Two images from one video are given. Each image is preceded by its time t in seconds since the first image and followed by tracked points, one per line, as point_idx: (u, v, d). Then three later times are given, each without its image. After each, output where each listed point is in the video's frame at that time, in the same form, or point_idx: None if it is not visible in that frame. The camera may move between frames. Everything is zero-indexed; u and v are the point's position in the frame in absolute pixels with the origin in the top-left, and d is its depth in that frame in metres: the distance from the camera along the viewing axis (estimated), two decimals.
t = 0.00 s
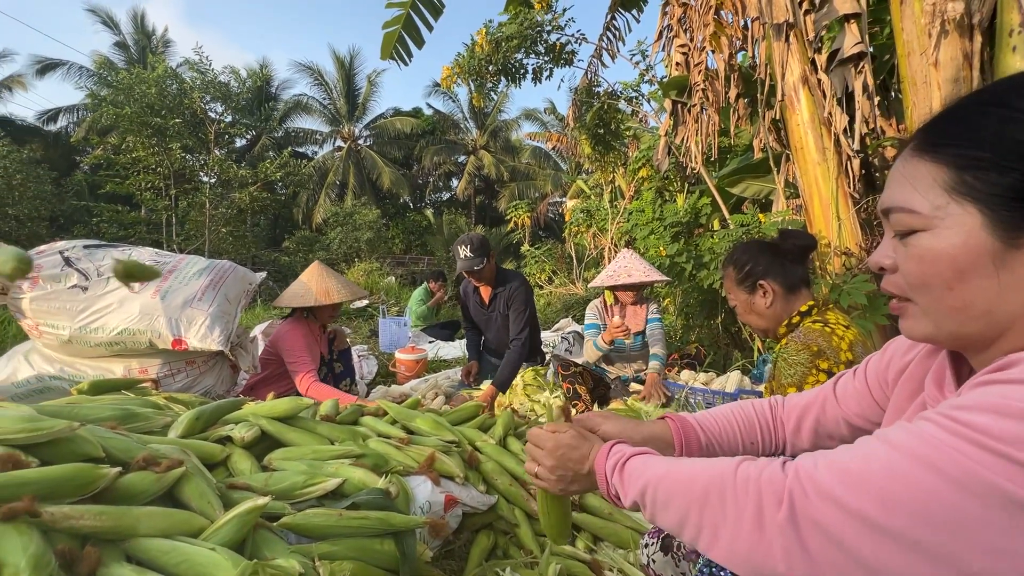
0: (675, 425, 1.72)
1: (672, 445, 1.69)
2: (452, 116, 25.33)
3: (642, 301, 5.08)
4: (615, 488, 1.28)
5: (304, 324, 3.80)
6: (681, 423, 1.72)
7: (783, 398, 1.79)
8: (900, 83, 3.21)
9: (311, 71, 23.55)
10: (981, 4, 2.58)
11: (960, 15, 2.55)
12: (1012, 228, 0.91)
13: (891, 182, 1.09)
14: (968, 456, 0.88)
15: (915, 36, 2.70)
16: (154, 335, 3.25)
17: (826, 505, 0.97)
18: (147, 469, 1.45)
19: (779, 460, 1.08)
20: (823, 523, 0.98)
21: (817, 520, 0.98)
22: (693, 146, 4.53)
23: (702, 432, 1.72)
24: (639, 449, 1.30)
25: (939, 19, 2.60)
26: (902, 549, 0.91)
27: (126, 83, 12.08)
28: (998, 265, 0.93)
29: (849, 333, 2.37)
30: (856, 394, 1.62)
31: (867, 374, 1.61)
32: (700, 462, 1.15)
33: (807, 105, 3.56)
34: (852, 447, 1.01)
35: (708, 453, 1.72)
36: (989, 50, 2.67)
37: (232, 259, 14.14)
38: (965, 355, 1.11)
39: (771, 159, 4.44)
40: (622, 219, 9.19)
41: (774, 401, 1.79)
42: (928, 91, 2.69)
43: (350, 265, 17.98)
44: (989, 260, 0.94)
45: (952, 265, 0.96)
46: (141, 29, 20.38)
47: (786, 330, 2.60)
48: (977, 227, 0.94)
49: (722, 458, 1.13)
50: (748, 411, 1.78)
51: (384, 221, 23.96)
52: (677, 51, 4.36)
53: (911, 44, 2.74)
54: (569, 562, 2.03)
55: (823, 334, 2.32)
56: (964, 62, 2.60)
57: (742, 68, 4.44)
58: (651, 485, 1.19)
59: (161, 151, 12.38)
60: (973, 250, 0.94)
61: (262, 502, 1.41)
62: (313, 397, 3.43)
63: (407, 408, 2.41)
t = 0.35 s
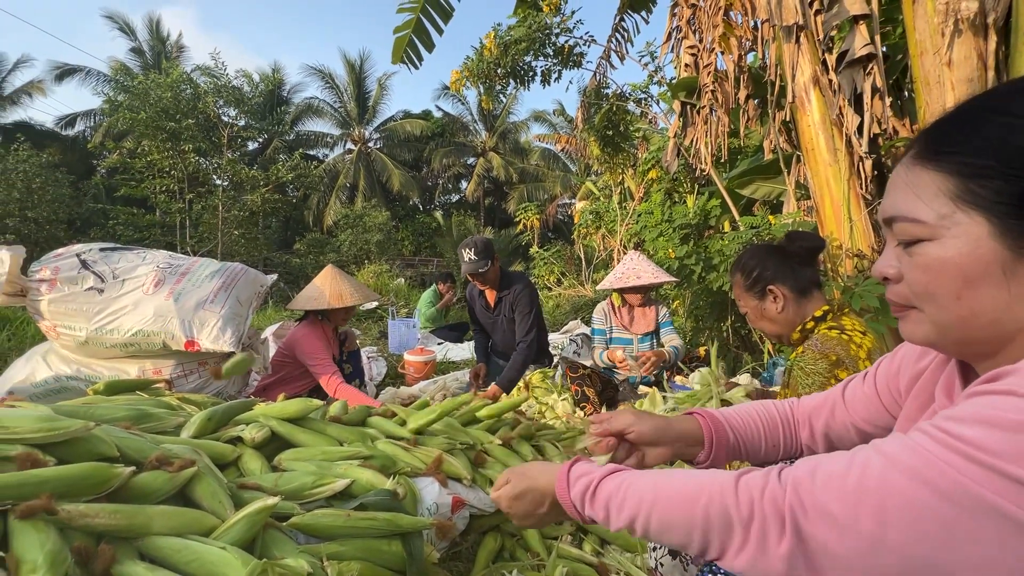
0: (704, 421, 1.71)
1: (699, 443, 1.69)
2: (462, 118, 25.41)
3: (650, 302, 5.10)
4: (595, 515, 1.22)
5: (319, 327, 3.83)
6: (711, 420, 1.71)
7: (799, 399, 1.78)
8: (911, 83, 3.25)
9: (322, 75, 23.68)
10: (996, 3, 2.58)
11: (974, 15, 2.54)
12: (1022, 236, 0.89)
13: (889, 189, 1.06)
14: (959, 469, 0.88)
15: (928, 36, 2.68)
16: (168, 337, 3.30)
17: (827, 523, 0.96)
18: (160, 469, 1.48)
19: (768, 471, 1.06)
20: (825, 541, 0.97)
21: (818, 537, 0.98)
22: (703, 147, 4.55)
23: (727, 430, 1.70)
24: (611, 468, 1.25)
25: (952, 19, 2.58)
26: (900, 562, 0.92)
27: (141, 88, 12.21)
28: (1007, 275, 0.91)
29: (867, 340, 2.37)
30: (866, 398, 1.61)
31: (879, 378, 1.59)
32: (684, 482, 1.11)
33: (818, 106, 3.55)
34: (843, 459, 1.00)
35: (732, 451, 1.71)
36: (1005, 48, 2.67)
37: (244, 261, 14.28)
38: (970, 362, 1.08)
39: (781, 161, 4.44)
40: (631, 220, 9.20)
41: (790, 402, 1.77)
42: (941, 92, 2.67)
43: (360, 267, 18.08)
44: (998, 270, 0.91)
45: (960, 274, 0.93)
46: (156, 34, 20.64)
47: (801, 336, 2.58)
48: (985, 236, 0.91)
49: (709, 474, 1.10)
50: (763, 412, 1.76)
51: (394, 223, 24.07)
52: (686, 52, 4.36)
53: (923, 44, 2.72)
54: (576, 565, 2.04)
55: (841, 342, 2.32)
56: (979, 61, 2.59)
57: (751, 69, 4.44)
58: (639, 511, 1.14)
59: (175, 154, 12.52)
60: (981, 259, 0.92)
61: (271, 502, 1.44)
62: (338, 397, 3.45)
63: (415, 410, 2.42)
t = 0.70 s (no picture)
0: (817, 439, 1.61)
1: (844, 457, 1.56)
2: (471, 120, 25.48)
3: (660, 306, 5.02)
4: None
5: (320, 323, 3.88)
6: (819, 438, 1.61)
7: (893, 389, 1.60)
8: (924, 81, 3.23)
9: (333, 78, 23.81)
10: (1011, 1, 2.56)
11: (988, 13, 2.52)
12: (1000, 253, 0.89)
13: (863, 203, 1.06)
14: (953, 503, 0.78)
15: (940, 35, 2.67)
16: (180, 338, 3.34)
17: None
18: (173, 469, 1.51)
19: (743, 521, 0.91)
20: None
21: None
22: (712, 149, 4.54)
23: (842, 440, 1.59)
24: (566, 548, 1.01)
25: (966, 17, 2.56)
26: None
27: (155, 93, 12.33)
28: (986, 290, 0.91)
29: (862, 349, 2.31)
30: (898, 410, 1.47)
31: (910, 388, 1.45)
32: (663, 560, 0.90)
33: (829, 106, 3.56)
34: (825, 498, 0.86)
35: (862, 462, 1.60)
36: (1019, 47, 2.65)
37: (257, 262, 14.40)
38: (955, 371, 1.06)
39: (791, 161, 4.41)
40: (640, 222, 9.18)
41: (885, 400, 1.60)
42: (954, 90, 2.66)
43: (371, 268, 18.17)
44: (976, 285, 0.91)
45: (940, 289, 0.93)
46: (171, 39, 20.88)
47: (797, 343, 2.57)
48: (964, 252, 0.91)
49: (686, 538, 0.91)
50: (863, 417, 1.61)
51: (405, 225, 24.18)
52: (695, 53, 4.36)
53: (936, 43, 2.70)
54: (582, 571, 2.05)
55: (830, 353, 2.29)
56: (993, 59, 2.57)
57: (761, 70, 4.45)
58: None
59: (189, 157, 12.66)
60: (959, 274, 0.91)
61: (281, 502, 1.46)
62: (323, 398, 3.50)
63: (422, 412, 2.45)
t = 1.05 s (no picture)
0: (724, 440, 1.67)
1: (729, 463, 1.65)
2: (479, 120, 25.54)
3: (669, 306, 5.01)
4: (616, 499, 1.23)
5: (318, 319, 3.94)
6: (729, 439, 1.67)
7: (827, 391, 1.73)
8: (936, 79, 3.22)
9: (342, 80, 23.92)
10: None
11: (1001, 11, 2.44)
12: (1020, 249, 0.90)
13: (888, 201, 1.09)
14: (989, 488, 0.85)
15: (953, 32, 2.62)
16: (193, 337, 3.38)
17: (846, 544, 0.94)
18: (186, 465, 1.55)
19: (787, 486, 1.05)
20: (846, 559, 0.95)
21: (839, 561, 0.95)
22: (721, 148, 4.54)
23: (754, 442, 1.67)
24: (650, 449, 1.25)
25: (978, 15, 2.50)
26: None
27: (166, 95, 12.45)
28: (1008, 287, 0.92)
29: (868, 353, 2.30)
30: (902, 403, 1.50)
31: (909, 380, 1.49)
32: (704, 480, 1.11)
33: (839, 104, 3.55)
34: (866, 475, 0.97)
35: (763, 466, 1.68)
36: None
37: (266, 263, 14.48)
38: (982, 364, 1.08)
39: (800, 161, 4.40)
40: (647, 222, 9.18)
41: (817, 401, 1.71)
42: (967, 89, 2.62)
43: (378, 269, 18.24)
44: (999, 281, 0.92)
45: (963, 286, 0.95)
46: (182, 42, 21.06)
47: (804, 347, 2.60)
48: (987, 250, 0.92)
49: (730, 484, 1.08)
50: (791, 419, 1.70)
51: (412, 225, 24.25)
52: (704, 52, 4.38)
53: (949, 40, 2.66)
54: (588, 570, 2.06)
55: (836, 357, 2.30)
56: (1006, 55, 2.50)
57: (770, 69, 4.44)
58: (655, 501, 1.15)
59: (200, 159, 12.77)
60: (981, 271, 0.93)
61: (292, 499, 1.50)
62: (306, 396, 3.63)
63: (431, 412, 2.48)
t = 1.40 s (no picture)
0: (723, 429, 1.72)
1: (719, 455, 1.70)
2: (484, 120, 25.56)
3: (674, 307, 5.03)
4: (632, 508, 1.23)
5: (332, 319, 3.98)
6: (728, 429, 1.72)
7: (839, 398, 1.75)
8: (945, 77, 3.14)
9: (347, 80, 23.98)
10: None
11: (1011, 8, 2.37)
12: (1009, 249, 0.91)
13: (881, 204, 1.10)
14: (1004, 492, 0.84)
15: (962, 30, 2.56)
16: (200, 337, 3.40)
17: (858, 555, 0.92)
18: (193, 464, 1.57)
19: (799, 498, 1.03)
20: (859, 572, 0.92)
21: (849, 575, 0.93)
22: (726, 148, 4.53)
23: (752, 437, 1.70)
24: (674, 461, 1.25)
25: (988, 13, 2.43)
26: None
27: (174, 95, 12.52)
28: (994, 286, 0.93)
29: (885, 354, 2.33)
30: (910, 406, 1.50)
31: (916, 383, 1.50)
32: (716, 487, 1.11)
33: (846, 103, 3.54)
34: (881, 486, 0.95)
35: (758, 461, 1.71)
36: None
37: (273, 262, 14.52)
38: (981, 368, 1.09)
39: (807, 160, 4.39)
40: (653, 221, 9.16)
41: (823, 407, 1.73)
42: (974, 88, 2.53)
43: (384, 269, 18.27)
44: (985, 281, 0.93)
45: (952, 286, 0.96)
46: (189, 42, 21.17)
47: (816, 348, 2.59)
48: (975, 249, 0.93)
49: (739, 496, 1.07)
50: (795, 420, 1.73)
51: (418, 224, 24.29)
52: (708, 51, 4.35)
53: (957, 38, 2.59)
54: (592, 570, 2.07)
55: (853, 359, 2.30)
56: (1015, 55, 2.43)
57: (776, 68, 4.44)
58: (671, 511, 1.14)
59: (207, 159, 12.85)
60: (970, 271, 0.94)
61: (297, 498, 1.51)
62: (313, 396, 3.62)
63: (435, 411, 2.49)
